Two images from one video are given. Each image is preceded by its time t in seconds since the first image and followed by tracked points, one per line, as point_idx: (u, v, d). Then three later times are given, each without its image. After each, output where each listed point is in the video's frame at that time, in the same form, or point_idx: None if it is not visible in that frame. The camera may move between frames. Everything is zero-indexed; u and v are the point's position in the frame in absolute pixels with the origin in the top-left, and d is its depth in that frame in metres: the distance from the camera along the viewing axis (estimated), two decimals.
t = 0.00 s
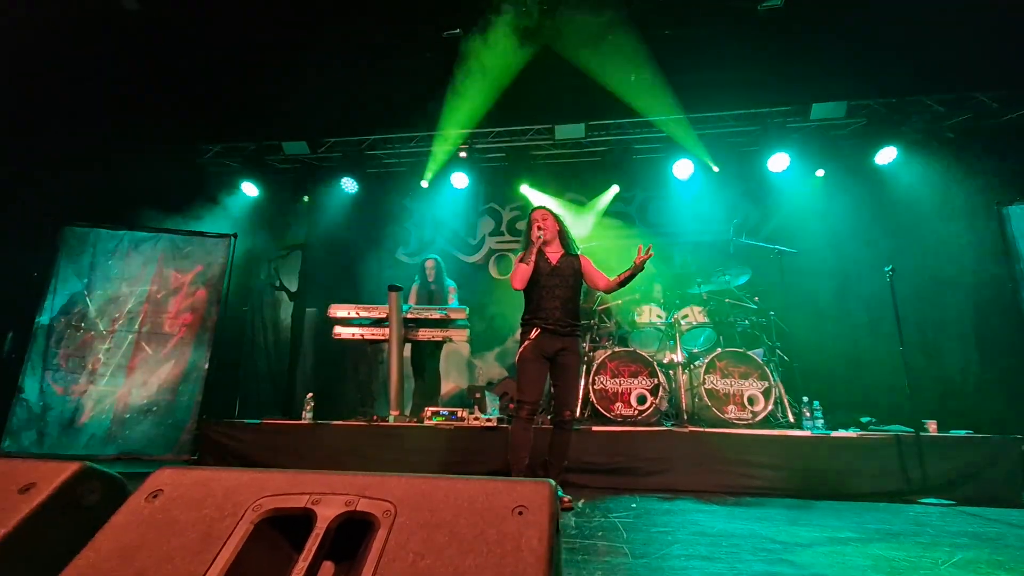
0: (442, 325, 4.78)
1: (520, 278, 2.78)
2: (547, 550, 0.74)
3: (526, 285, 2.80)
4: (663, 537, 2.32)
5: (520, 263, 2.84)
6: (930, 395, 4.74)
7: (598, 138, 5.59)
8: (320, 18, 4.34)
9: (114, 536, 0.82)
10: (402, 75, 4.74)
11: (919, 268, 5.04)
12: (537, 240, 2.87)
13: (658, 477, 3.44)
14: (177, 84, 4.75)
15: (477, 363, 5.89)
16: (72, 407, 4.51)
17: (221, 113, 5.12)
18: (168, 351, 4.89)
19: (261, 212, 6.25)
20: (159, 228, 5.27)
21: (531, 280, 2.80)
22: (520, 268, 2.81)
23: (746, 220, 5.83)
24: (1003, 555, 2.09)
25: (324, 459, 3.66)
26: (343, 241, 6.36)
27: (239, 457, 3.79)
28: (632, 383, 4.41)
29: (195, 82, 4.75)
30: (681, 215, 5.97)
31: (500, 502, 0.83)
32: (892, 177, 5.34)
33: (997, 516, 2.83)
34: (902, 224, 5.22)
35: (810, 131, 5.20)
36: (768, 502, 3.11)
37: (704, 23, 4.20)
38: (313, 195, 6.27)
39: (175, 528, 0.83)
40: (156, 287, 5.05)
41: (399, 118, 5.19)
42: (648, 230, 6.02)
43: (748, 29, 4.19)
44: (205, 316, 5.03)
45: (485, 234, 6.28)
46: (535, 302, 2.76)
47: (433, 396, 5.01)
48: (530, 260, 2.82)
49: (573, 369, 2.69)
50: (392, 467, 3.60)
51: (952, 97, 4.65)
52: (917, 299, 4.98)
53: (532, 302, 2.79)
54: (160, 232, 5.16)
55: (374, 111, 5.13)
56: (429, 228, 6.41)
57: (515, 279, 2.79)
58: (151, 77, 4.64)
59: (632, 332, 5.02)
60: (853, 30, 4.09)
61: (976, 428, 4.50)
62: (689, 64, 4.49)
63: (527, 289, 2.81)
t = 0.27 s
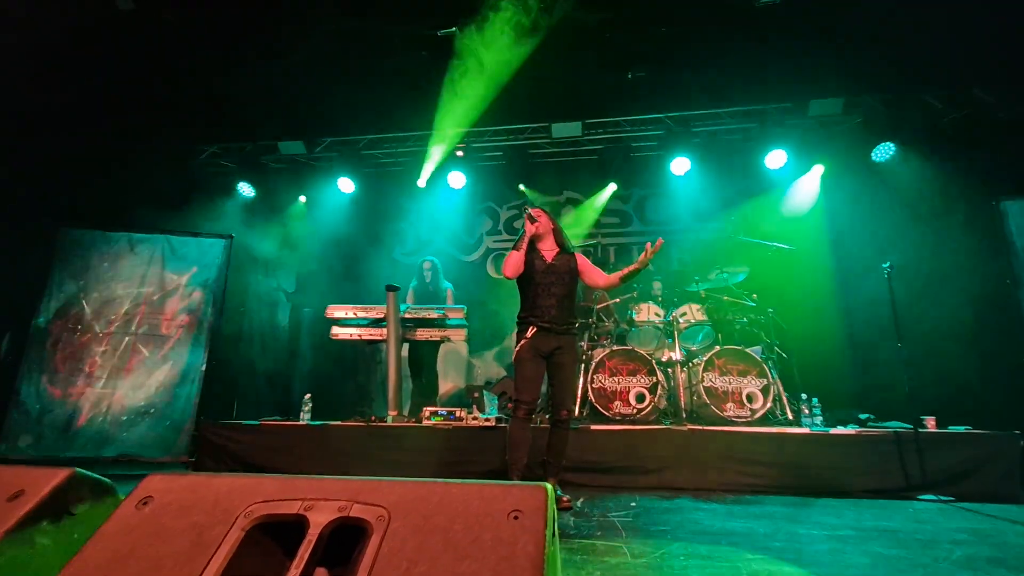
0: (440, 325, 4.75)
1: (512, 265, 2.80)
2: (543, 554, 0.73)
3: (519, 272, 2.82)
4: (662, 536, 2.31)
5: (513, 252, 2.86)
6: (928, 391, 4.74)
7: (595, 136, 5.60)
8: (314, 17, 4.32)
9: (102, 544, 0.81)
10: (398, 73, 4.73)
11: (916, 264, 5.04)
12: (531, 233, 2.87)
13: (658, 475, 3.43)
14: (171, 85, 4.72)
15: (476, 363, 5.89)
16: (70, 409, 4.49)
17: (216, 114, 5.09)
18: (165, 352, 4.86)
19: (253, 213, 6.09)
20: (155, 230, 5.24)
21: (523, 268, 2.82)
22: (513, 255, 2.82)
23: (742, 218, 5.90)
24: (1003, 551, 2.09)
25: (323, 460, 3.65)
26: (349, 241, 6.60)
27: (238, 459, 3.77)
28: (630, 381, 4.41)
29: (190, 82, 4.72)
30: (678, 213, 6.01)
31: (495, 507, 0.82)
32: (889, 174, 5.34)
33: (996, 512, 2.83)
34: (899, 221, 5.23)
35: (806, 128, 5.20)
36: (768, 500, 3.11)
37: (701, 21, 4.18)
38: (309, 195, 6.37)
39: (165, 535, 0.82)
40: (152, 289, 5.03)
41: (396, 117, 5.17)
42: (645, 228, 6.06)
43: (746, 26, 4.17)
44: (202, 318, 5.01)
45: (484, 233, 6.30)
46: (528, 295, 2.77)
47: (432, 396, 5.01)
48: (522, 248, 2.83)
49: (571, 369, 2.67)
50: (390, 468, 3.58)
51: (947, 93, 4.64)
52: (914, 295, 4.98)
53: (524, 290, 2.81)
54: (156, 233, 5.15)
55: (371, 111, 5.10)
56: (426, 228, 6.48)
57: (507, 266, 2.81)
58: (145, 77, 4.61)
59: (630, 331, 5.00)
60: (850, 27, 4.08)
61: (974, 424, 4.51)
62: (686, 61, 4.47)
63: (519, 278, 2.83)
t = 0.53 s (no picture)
0: (438, 323, 4.74)
1: (511, 259, 2.78)
2: (543, 548, 0.73)
3: (516, 267, 2.79)
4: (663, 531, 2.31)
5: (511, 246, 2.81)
6: (926, 382, 4.75)
7: (593, 132, 5.56)
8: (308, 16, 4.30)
9: (101, 546, 0.80)
10: (393, 71, 4.72)
11: (914, 256, 5.04)
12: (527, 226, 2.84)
13: (658, 470, 3.44)
14: (165, 86, 4.71)
15: (476, 361, 5.88)
16: (70, 412, 4.49)
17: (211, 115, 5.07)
18: (163, 354, 4.86)
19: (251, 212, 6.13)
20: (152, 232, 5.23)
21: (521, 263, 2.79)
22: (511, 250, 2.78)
23: (744, 212, 5.77)
24: (1001, 541, 2.11)
25: (323, 460, 3.65)
26: (344, 239, 6.41)
27: (238, 460, 3.78)
28: (630, 377, 4.42)
29: (184, 83, 4.71)
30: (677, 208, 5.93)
31: (495, 504, 0.81)
32: (887, 166, 5.33)
33: (995, 501, 2.84)
34: (896, 213, 5.23)
35: (803, 122, 5.21)
36: (768, 493, 3.11)
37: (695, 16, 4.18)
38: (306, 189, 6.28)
39: (165, 536, 0.82)
40: (150, 290, 5.02)
41: (392, 116, 5.15)
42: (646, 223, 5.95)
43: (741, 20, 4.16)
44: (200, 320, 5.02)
45: (481, 231, 6.28)
46: (524, 290, 2.77)
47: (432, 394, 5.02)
48: (519, 243, 2.81)
49: (569, 365, 2.67)
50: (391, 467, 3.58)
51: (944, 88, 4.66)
52: (912, 287, 4.99)
53: (521, 285, 2.81)
54: (153, 235, 5.15)
55: (366, 110, 5.09)
56: (424, 225, 6.39)
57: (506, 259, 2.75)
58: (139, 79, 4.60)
59: (629, 327, 4.99)
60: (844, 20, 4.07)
61: (973, 415, 4.53)
62: (682, 57, 4.47)
63: (517, 272, 2.81)
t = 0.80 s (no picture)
0: (438, 317, 4.74)
1: (511, 251, 2.73)
2: (548, 539, 0.73)
3: (516, 259, 2.75)
4: (666, 520, 2.32)
5: (510, 238, 2.77)
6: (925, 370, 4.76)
7: (590, 125, 5.59)
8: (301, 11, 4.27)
9: (104, 544, 0.80)
10: (388, 66, 4.69)
11: (913, 244, 5.03)
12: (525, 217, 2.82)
13: (659, 461, 3.45)
14: (159, 83, 4.68)
15: (475, 356, 5.87)
16: (71, 412, 4.49)
17: (206, 112, 5.05)
18: (163, 354, 4.85)
19: (249, 211, 6.16)
20: (148, 230, 5.21)
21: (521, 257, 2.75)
22: (510, 242, 2.74)
23: (742, 203, 5.76)
24: (1001, 524, 2.12)
25: (325, 456, 3.66)
26: (341, 233, 6.33)
27: (240, 457, 3.78)
28: (630, 368, 4.42)
29: (177, 80, 4.68)
30: (676, 199, 5.92)
31: (499, 495, 0.81)
32: (884, 155, 5.34)
33: (995, 487, 2.86)
34: (894, 201, 5.22)
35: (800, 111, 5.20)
36: (770, 482, 3.12)
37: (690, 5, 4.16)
38: (302, 181, 6.23)
39: (168, 532, 0.82)
40: (148, 289, 5.01)
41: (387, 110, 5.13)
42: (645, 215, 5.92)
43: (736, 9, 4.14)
44: (199, 318, 5.01)
45: (479, 225, 6.22)
46: (520, 280, 2.77)
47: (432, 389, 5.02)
48: (519, 235, 2.78)
49: (567, 358, 2.69)
50: (393, 462, 3.59)
51: (941, 74, 4.69)
52: (910, 275, 4.99)
53: (516, 275, 2.80)
54: (149, 234, 5.12)
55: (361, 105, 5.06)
56: (422, 219, 6.32)
57: (507, 251, 2.72)
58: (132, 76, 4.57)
59: (629, 319, 5.02)
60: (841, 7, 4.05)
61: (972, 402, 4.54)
62: (678, 47, 4.48)
63: (516, 264, 2.78)
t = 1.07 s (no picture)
0: (438, 312, 4.74)
1: (513, 245, 2.72)
2: (555, 531, 0.73)
3: (519, 253, 2.73)
4: (669, 512, 2.33)
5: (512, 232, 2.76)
6: (926, 359, 4.76)
7: (586, 117, 5.63)
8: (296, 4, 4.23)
9: (109, 540, 0.80)
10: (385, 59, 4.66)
11: (913, 234, 5.03)
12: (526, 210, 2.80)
13: (660, 453, 3.45)
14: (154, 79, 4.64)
15: (475, 350, 5.88)
16: (72, 410, 4.49)
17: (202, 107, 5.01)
18: (163, 351, 4.85)
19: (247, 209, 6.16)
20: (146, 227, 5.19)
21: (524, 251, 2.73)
22: (513, 237, 2.73)
23: (740, 194, 5.77)
24: (1002, 513, 2.12)
25: (327, 452, 3.66)
26: (340, 229, 6.31)
27: (241, 453, 3.78)
28: (631, 361, 4.42)
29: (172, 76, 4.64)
30: (675, 190, 5.92)
31: (505, 487, 0.81)
32: (884, 145, 5.32)
33: (995, 475, 2.86)
34: (894, 191, 5.21)
35: (799, 100, 5.18)
36: (771, 473, 3.13)
37: None
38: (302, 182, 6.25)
39: (173, 529, 0.81)
40: (147, 287, 5.00)
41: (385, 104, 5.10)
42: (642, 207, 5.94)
43: None
44: (199, 315, 4.99)
45: (478, 220, 6.22)
46: (519, 272, 2.76)
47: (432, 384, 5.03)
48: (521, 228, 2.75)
49: (567, 350, 2.69)
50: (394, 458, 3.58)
51: (941, 61, 4.71)
52: (910, 265, 4.99)
53: (514, 267, 2.78)
54: (147, 231, 5.10)
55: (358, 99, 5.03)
56: (421, 215, 6.34)
57: (510, 245, 2.71)
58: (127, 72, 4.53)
59: (629, 311, 5.03)
60: None
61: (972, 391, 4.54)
62: (677, 38, 4.44)
63: (518, 258, 2.76)
